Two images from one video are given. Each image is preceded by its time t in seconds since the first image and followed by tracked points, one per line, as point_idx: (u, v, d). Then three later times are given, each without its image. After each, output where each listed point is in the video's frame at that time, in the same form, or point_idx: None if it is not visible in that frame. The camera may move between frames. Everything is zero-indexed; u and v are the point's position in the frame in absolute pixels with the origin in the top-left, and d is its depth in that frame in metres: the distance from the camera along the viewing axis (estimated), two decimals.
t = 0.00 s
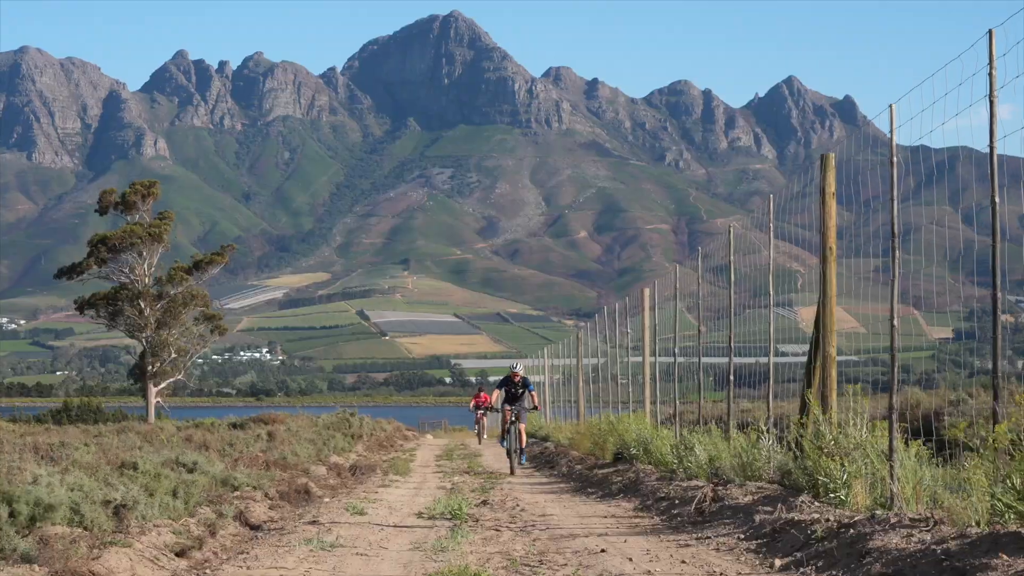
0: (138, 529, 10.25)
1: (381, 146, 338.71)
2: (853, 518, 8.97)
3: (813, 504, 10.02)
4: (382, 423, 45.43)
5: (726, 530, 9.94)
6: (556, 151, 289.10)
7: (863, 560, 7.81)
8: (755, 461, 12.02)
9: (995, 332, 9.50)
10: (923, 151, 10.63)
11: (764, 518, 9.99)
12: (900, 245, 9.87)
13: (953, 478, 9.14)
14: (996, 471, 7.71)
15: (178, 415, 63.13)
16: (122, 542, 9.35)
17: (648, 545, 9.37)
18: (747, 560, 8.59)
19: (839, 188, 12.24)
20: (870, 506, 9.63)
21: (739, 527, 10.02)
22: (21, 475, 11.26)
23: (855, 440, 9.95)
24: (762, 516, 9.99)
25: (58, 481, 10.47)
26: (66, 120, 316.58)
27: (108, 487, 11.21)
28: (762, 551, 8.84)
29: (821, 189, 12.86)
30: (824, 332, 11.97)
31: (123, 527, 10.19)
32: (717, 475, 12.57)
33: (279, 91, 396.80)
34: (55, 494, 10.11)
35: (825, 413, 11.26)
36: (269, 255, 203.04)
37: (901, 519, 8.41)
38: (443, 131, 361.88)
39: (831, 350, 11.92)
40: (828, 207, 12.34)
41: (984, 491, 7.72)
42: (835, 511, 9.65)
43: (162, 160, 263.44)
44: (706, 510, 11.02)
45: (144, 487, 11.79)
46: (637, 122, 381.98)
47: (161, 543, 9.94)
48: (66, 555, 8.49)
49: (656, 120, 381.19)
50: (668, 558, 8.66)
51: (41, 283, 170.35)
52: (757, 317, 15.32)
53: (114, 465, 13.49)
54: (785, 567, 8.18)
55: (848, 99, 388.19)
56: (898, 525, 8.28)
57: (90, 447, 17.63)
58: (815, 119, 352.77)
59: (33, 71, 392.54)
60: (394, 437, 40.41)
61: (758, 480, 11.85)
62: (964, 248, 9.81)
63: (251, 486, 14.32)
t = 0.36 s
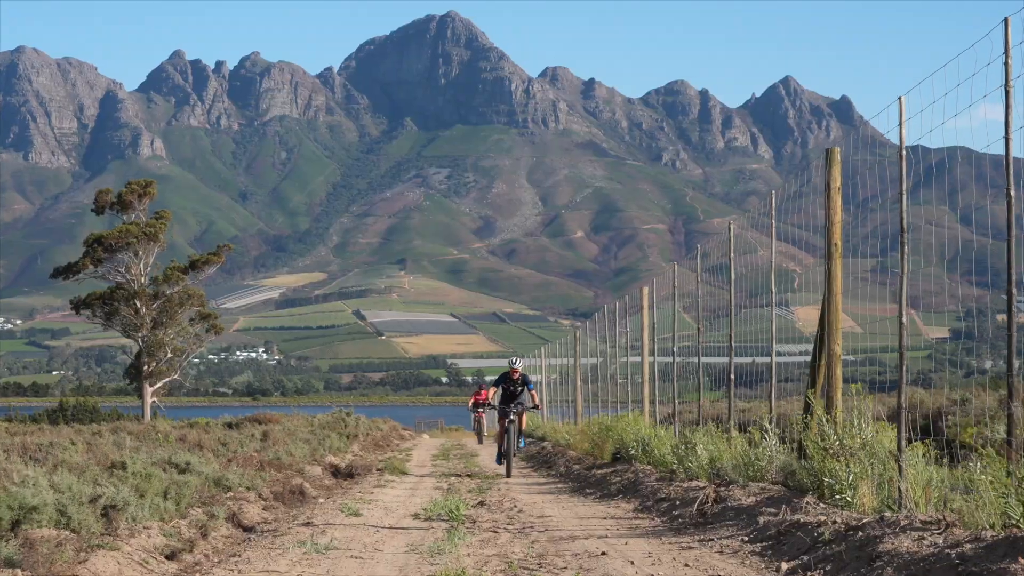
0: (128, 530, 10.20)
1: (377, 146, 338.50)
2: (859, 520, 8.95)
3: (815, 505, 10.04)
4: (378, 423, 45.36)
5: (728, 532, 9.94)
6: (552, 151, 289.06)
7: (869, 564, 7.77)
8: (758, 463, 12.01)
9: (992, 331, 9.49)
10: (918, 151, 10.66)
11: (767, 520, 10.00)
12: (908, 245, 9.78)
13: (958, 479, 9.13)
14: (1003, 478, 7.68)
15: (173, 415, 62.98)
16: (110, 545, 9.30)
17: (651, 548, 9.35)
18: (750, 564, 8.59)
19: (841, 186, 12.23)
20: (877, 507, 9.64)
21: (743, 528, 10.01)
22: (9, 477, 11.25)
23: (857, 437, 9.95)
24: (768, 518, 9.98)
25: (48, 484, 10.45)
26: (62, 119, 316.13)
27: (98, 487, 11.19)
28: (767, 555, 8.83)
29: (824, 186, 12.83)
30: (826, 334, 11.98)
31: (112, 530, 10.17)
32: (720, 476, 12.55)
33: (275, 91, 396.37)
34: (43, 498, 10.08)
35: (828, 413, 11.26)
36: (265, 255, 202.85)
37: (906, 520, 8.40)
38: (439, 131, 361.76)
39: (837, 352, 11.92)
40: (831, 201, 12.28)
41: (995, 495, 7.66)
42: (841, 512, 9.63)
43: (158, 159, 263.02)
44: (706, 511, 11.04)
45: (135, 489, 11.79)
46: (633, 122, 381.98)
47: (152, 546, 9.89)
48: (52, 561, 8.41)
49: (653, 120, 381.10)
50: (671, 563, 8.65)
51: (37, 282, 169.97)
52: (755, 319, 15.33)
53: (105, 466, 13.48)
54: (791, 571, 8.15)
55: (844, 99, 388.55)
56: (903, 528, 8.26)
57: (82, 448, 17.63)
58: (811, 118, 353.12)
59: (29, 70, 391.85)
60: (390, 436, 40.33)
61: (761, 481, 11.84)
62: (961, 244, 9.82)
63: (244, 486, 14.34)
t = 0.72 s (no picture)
0: (119, 531, 10.19)
1: (374, 146, 338.18)
2: (867, 521, 8.92)
3: (819, 504, 10.04)
4: (376, 423, 45.28)
5: (732, 534, 9.94)
6: (549, 151, 289.09)
7: (883, 567, 7.72)
8: (761, 463, 11.99)
9: (990, 330, 9.51)
10: (921, 151, 10.63)
11: (772, 521, 9.98)
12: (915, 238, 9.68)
13: (967, 480, 9.07)
14: (1011, 480, 7.67)
15: (170, 414, 62.82)
16: (99, 546, 9.26)
17: (655, 550, 9.36)
18: (758, 567, 8.58)
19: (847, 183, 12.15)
20: (886, 508, 9.60)
21: (748, 529, 10.01)
22: None
23: (866, 436, 9.89)
24: (773, 519, 9.98)
25: (38, 485, 10.43)
26: (58, 119, 315.85)
27: (89, 488, 11.20)
28: (775, 557, 8.82)
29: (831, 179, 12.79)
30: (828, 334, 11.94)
31: (103, 530, 10.16)
32: (722, 477, 12.55)
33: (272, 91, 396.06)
34: (31, 497, 10.06)
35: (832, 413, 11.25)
36: (262, 255, 202.34)
37: (911, 522, 8.36)
38: (436, 131, 361.26)
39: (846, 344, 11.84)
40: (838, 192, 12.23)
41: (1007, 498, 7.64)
42: (849, 511, 9.62)
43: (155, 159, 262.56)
44: (711, 511, 11.03)
45: (127, 489, 11.82)
46: (630, 122, 381.94)
47: (142, 547, 9.89)
48: (38, 562, 8.37)
49: (650, 120, 381.06)
50: (676, 565, 8.67)
51: (33, 282, 169.57)
52: (757, 320, 15.30)
53: (98, 466, 13.49)
54: None
55: (842, 100, 388.74)
56: (913, 527, 8.20)
57: (76, 448, 17.61)
58: (808, 118, 353.04)
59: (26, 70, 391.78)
60: (386, 436, 40.24)
61: (765, 481, 11.83)
62: (961, 241, 9.81)
63: (239, 486, 14.35)
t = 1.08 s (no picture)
0: (108, 533, 10.13)
1: (371, 145, 337.88)
2: (875, 522, 8.88)
3: (825, 505, 9.98)
4: (373, 423, 45.22)
5: (739, 535, 9.92)
6: (546, 151, 288.98)
7: (897, 570, 7.70)
8: (764, 464, 11.94)
9: (989, 331, 9.46)
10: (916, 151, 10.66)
11: (776, 522, 9.95)
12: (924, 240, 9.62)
13: (977, 479, 9.00)
14: None
15: (167, 413, 62.69)
16: (86, 549, 9.19)
17: (657, 552, 9.38)
18: (764, 569, 8.56)
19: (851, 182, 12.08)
20: (896, 508, 9.54)
21: (754, 530, 9.98)
22: None
23: (870, 438, 9.84)
24: (778, 520, 9.95)
25: (21, 486, 10.37)
26: (55, 118, 315.36)
27: (78, 487, 11.17)
28: (781, 561, 8.80)
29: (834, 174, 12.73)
30: (834, 337, 11.88)
31: (92, 531, 10.11)
32: (726, 478, 12.48)
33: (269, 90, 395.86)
34: (17, 500, 10.03)
35: (836, 413, 11.18)
36: (258, 255, 202.23)
37: (921, 520, 8.33)
38: (433, 130, 361.15)
39: (853, 342, 11.76)
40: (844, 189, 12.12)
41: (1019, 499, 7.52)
42: (859, 513, 9.54)
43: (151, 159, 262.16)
44: (715, 512, 11.01)
45: (117, 488, 11.80)
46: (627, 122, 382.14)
47: (132, 549, 9.84)
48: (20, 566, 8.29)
49: (646, 120, 381.28)
50: (681, 567, 8.65)
51: (30, 282, 169.12)
52: (759, 318, 15.26)
53: (91, 467, 13.46)
54: None
55: (838, 100, 389.05)
56: (922, 528, 8.16)
57: (67, 447, 17.50)
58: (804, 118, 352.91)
59: (23, 69, 391.10)
60: (382, 435, 40.19)
61: (771, 481, 11.76)
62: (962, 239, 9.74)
63: (234, 486, 14.33)
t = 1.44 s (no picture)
0: (96, 534, 10.04)
1: (367, 145, 337.65)
2: (891, 523, 8.79)
3: (836, 506, 9.90)
4: (369, 422, 45.16)
5: (746, 537, 9.88)
6: (543, 150, 289.13)
7: (912, 572, 7.63)
8: (769, 464, 11.88)
9: (990, 331, 9.47)
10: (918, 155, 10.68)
11: (782, 524, 9.89)
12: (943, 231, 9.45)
13: (993, 478, 8.87)
14: None
15: (163, 413, 62.51)
16: (74, 551, 9.06)
17: (663, 554, 9.35)
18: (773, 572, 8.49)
19: (862, 180, 11.98)
20: (909, 511, 9.41)
21: (761, 533, 9.94)
22: None
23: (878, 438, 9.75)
24: (786, 521, 9.90)
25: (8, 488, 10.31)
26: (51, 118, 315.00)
27: (65, 489, 11.13)
28: (792, 563, 8.73)
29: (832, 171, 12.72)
30: (839, 339, 11.71)
31: (80, 534, 10.00)
32: (733, 478, 12.38)
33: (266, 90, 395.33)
34: (5, 500, 10.02)
35: (845, 415, 11.13)
36: (255, 254, 202.11)
37: (936, 526, 8.24)
38: (430, 130, 361.03)
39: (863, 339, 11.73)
40: (855, 178, 12.04)
41: None
42: (871, 515, 9.46)
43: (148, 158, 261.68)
44: (719, 512, 11.01)
45: (108, 489, 11.80)
46: (624, 121, 382.22)
47: (121, 552, 9.76)
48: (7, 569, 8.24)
49: (643, 119, 381.33)
50: (688, 570, 8.60)
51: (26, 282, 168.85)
52: (765, 320, 15.14)
53: (81, 466, 13.42)
54: None
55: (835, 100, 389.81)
56: (940, 531, 8.08)
57: (58, 447, 17.41)
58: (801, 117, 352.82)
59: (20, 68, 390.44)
60: (378, 434, 40.21)
61: (776, 481, 11.72)
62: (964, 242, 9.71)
63: (229, 485, 14.28)
